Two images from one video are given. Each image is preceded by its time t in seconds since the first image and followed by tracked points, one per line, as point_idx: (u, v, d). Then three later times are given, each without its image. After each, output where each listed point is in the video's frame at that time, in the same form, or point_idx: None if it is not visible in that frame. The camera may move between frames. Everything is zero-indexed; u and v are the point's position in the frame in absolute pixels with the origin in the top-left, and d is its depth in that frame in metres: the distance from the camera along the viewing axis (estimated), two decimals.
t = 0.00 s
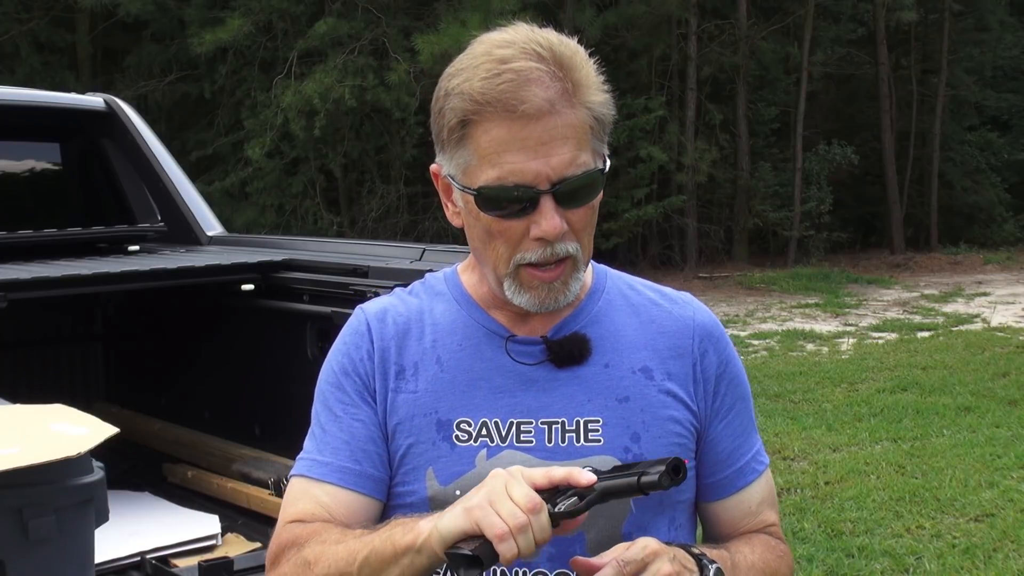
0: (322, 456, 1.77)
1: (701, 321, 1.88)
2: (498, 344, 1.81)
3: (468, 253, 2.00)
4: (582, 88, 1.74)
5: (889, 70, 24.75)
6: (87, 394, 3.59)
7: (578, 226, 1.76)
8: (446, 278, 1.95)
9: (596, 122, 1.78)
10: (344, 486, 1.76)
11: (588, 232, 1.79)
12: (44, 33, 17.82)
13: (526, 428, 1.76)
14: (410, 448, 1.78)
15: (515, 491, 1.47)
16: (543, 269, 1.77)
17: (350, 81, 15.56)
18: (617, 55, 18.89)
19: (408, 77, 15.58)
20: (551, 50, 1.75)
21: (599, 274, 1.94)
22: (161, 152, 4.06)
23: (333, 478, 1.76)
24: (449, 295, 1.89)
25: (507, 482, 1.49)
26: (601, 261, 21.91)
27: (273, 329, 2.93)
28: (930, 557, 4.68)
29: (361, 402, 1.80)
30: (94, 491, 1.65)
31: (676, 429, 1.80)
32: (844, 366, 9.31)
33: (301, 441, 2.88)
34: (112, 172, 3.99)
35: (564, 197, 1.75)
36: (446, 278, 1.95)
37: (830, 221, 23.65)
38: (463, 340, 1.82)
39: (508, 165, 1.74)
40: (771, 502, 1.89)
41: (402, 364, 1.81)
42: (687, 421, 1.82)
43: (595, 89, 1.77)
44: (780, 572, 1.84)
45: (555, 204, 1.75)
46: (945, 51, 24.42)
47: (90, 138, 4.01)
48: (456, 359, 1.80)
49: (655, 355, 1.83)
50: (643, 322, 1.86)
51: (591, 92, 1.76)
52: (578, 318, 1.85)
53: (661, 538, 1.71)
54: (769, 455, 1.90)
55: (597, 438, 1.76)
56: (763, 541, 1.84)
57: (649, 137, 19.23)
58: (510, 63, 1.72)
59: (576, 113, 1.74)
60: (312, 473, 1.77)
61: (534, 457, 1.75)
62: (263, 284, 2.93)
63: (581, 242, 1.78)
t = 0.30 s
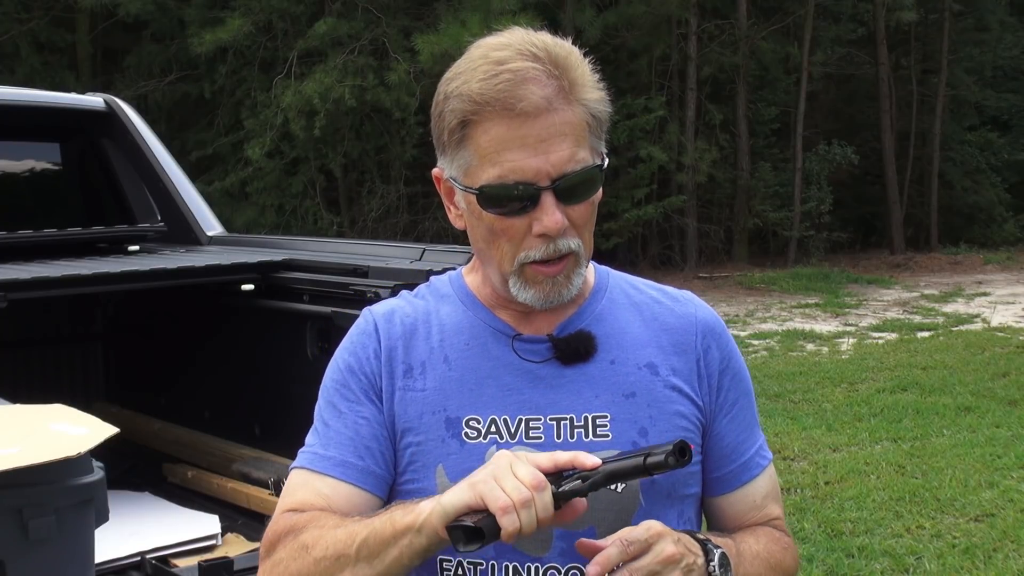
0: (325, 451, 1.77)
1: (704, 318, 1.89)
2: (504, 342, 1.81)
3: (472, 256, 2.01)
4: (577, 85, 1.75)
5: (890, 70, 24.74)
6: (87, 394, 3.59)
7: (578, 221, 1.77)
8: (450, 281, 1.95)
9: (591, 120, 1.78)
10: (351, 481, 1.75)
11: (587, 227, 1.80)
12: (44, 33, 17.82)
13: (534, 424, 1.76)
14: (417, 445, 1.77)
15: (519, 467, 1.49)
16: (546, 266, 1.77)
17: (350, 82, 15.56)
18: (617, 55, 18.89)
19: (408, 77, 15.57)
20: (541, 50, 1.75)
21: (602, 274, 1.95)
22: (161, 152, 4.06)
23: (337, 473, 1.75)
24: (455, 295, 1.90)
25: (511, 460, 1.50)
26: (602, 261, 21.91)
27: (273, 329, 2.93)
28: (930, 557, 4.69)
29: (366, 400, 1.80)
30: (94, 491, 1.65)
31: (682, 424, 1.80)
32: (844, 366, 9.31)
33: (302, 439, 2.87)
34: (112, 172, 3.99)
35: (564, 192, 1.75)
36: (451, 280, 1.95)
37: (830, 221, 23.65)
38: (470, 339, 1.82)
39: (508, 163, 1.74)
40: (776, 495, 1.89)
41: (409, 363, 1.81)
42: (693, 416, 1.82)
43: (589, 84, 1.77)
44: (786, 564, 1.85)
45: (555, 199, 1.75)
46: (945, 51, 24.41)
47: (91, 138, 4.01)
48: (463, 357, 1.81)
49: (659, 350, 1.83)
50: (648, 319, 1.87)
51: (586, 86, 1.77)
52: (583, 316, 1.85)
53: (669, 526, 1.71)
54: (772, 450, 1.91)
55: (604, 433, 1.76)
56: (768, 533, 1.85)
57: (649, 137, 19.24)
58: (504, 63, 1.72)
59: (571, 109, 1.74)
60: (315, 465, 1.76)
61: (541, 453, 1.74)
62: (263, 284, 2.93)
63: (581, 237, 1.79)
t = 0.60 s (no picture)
0: (329, 454, 1.78)
1: (704, 320, 1.89)
2: (505, 342, 1.81)
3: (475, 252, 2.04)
4: (561, 53, 1.86)
5: (890, 70, 24.73)
6: (87, 394, 3.59)
7: (552, 180, 1.83)
8: (451, 280, 1.96)
9: (574, 89, 1.89)
10: (353, 485, 1.76)
11: (566, 190, 1.84)
12: (44, 33, 17.80)
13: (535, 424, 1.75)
14: (418, 445, 1.77)
15: (517, 463, 1.49)
16: (519, 221, 1.82)
17: (350, 81, 15.54)
18: (617, 55, 18.88)
19: (408, 78, 15.58)
20: (532, 21, 1.90)
21: (602, 276, 1.95)
22: (161, 152, 4.06)
23: (340, 476, 1.75)
24: (456, 294, 1.90)
25: (504, 453, 1.51)
26: (602, 261, 21.92)
27: (273, 329, 2.93)
28: (930, 557, 4.68)
29: (367, 402, 1.80)
30: (94, 491, 1.65)
31: (682, 426, 1.80)
32: (844, 366, 9.31)
33: (302, 440, 2.87)
34: (112, 171, 3.99)
35: (538, 150, 1.83)
36: (452, 279, 1.95)
37: (830, 221, 23.65)
38: (471, 339, 1.82)
39: (486, 119, 1.86)
40: (777, 498, 1.90)
41: (410, 362, 1.82)
42: (693, 418, 1.82)
43: (577, 57, 1.88)
44: (786, 563, 1.86)
45: (528, 155, 1.83)
46: (945, 51, 24.40)
47: (91, 139, 4.01)
48: (465, 357, 1.81)
49: (660, 352, 1.83)
50: (649, 321, 1.87)
51: (571, 59, 1.87)
52: (583, 316, 1.86)
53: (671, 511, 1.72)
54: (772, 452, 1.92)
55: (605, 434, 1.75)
56: (769, 535, 1.85)
57: (649, 137, 19.22)
58: (492, 30, 1.89)
59: (552, 76, 1.86)
60: (320, 470, 1.77)
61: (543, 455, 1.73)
62: (263, 284, 2.93)
63: (559, 199, 1.84)
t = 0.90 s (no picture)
0: (316, 466, 1.81)
1: (699, 325, 1.88)
2: (495, 348, 1.82)
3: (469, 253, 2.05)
4: (561, 47, 1.90)
5: (890, 70, 24.72)
6: (87, 394, 3.59)
7: (544, 169, 1.83)
8: (444, 282, 1.96)
9: (571, 81, 1.91)
10: (339, 499, 1.80)
11: (558, 180, 1.84)
12: (44, 33, 17.78)
13: (523, 432, 1.75)
14: (406, 452, 1.78)
15: (507, 537, 1.55)
16: (508, 207, 1.82)
17: (350, 82, 15.54)
18: (617, 55, 18.87)
19: (408, 78, 15.59)
20: (533, 15, 1.93)
21: (596, 278, 1.95)
22: (161, 152, 4.06)
23: (324, 488, 1.80)
24: (447, 297, 1.90)
25: (495, 527, 1.56)
26: (602, 261, 21.91)
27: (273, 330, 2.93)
28: (930, 557, 4.68)
29: (355, 411, 1.81)
30: (94, 491, 1.65)
31: (674, 434, 1.79)
32: (844, 366, 9.31)
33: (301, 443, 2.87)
34: (112, 171, 3.99)
35: (531, 139, 1.84)
36: (445, 281, 1.96)
37: (830, 221, 23.65)
38: (461, 344, 1.82)
39: (481, 105, 1.88)
40: (771, 508, 1.89)
41: (399, 369, 1.82)
42: (685, 425, 1.81)
43: (577, 55, 1.91)
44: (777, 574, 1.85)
45: (521, 141, 1.84)
46: (945, 51, 24.40)
47: (91, 139, 4.01)
48: (454, 363, 1.81)
49: (650, 360, 1.83)
50: (641, 328, 1.86)
51: (572, 55, 1.91)
52: (574, 320, 1.86)
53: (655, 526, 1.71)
54: (767, 460, 1.91)
55: (594, 442, 1.75)
56: (759, 545, 1.85)
57: (649, 137, 19.21)
58: (496, 22, 1.93)
59: (551, 68, 1.89)
60: (304, 481, 1.81)
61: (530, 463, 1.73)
62: (263, 284, 2.93)
63: (551, 188, 1.84)
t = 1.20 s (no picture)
0: (305, 472, 1.85)
1: (695, 330, 1.88)
2: (485, 352, 1.82)
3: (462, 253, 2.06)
4: (559, 41, 1.89)
5: (890, 70, 24.72)
6: (87, 394, 3.59)
7: (539, 165, 1.83)
8: (437, 283, 1.97)
9: (567, 77, 1.91)
10: (326, 506, 1.83)
11: (552, 177, 1.84)
12: (44, 33, 17.78)
13: (514, 439, 1.75)
14: (397, 457, 1.79)
15: (493, 566, 1.56)
16: (500, 203, 1.83)
17: (350, 82, 15.54)
18: (617, 55, 18.87)
19: (408, 78, 15.60)
20: (530, 10, 1.93)
21: (592, 280, 1.95)
22: (161, 152, 4.06)
23: (311, 494, 1.83)
24: (440, 299, 1.90)
25: (481, 559, 1.57)
26: (602, 261, 21.92)
27: (272, 330, 2.93)
28: (930, 557, 4.68)
29: (344, 418, 1.83)
30: (94, 491, 1.65)
31: (669, 441, 1.79)
32: (844, 366, 9.31)
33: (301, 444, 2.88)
34: (112, 171, 3.99)
35: (526, 136, 1.84)
36: (438, 283, 1.96)
37: (830, 221, 23.65)
38: (452, 348, 1.83)
39: (476, 100, 1.88)
40: (770, 511, 1.90)
41: (390, 374, 1.83)
42: (680, 432, 1.81)
43: (574, 50, 1.91)
44: None
45: (515, 137, 1.84)
46: (945, 51, 24.40)
47: (91, 138, 4.01)
48: (445, 368, 1.81)
49: (645, 365, 1.82)
50: (637, 332, 1.86)
51: (569, 50, 1.90)
52: (568, 325, 1.86)
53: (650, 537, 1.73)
54: (766, 465, 1.91)
55: (586, 450, 1.75)
56: (755, 549, 1.86)
57: (649, 137, 19.22)
58: (492, 16, 1.93)
59: (547, 63, 1.89)
60: (294, 485, 1.85)
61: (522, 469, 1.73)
62: (263, 284, 2.93)
63: (545, 185, 1.84)
